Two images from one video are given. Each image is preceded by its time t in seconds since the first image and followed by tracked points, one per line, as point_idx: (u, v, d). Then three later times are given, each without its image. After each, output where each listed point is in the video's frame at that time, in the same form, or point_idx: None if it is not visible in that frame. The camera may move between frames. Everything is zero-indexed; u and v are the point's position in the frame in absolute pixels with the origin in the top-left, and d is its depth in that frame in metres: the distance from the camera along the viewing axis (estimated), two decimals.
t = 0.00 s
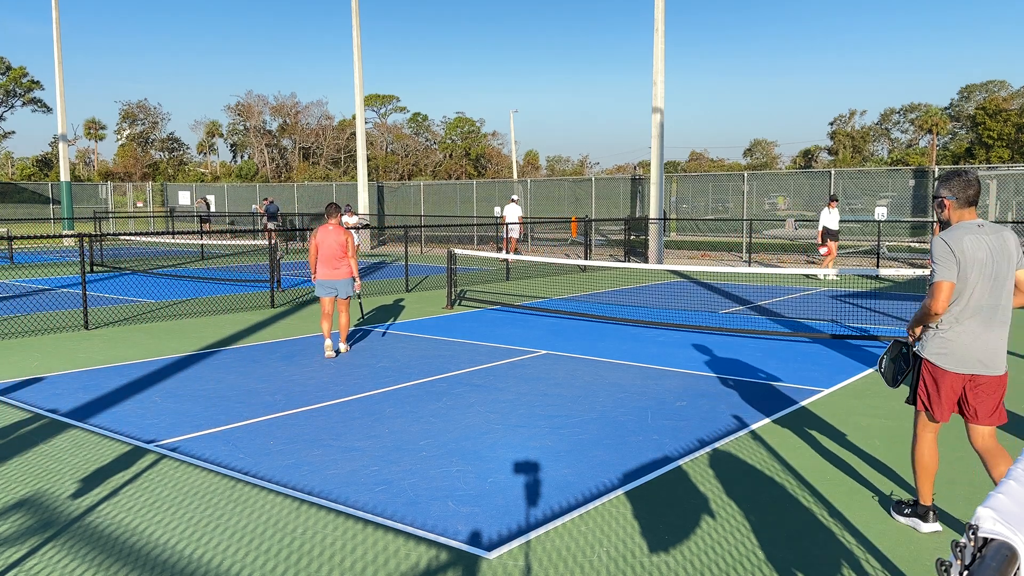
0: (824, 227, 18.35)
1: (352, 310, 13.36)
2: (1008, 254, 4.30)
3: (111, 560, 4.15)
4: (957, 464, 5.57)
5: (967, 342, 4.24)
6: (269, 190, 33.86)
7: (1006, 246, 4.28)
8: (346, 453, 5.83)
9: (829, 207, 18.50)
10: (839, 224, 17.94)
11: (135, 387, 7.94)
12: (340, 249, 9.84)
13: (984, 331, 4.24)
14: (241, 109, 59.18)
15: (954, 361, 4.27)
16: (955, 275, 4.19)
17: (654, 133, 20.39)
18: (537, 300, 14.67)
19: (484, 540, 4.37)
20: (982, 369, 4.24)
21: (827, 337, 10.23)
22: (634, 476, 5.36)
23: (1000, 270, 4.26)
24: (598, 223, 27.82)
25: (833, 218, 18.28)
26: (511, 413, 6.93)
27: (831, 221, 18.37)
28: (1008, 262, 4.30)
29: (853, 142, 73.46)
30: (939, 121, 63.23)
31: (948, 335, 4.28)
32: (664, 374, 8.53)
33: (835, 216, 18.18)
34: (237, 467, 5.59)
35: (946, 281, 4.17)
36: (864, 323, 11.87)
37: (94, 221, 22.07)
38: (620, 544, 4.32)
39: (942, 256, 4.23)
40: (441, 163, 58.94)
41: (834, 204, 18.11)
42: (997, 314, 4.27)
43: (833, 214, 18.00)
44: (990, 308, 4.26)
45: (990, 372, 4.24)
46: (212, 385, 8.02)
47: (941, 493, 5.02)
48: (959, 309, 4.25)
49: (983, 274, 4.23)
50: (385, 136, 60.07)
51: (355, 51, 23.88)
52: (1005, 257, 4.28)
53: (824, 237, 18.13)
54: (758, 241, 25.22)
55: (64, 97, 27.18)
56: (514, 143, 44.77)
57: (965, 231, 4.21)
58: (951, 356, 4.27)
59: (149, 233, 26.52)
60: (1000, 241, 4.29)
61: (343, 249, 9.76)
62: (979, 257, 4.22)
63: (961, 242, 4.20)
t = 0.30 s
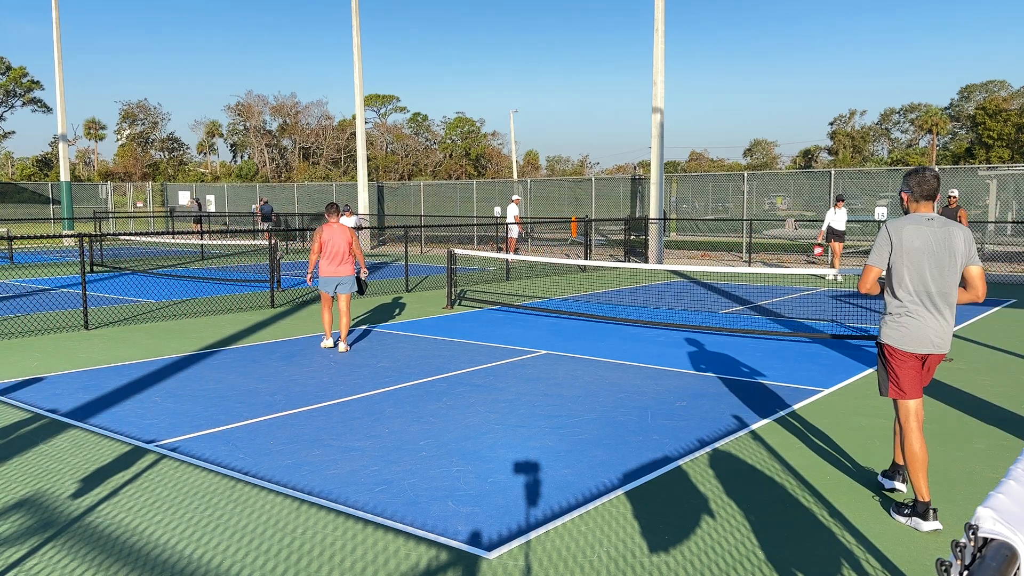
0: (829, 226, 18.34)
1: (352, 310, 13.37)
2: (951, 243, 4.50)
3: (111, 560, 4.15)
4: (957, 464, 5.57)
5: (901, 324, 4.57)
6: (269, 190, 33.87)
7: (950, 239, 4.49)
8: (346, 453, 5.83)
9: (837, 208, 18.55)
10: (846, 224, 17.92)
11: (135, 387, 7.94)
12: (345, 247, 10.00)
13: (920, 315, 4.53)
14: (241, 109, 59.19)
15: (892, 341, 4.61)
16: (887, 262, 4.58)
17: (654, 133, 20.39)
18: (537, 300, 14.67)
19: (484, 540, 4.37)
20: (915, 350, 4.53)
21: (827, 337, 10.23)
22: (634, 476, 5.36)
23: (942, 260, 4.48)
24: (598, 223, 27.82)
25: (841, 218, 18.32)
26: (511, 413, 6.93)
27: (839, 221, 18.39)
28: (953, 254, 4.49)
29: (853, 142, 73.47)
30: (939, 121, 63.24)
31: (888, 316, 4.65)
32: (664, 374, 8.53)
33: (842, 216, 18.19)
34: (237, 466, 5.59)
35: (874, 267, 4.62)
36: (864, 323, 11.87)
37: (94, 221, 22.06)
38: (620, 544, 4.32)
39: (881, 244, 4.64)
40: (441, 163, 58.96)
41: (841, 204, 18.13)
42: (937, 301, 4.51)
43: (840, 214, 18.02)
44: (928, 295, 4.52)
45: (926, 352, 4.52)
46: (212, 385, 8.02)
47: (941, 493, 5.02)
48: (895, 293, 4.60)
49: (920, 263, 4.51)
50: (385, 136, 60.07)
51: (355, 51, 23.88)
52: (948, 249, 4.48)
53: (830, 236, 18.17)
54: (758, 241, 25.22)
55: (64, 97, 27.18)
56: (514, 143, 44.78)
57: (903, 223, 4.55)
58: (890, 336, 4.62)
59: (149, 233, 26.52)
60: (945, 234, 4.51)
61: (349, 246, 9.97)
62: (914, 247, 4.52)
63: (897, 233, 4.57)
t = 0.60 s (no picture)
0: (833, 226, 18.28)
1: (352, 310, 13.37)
2: (912, 247, 4.93)
3: (111, 560, 4.15)
4: (958, 464, 5.57)
5: (862, 318, 4.98)
6: (269, 190, 33.88)
7: (911, 242, 4.92)
8: (346, 453, 5.83)
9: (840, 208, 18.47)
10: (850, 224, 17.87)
11: (135, 387, 7.94)
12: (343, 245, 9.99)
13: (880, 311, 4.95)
14: (241, 109, 59.19)
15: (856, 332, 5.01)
16: (854, 260, 4.98)
17: (654, 133, 20.39)
18: (537, 300, 14.67)
19: (484, 540, 4.37)
20: (872, 342, 4.98)
21: (827, 338, 10.22)
22: (634, 476, 5.36)
23: (902, 261, 4.91)
24: (598, 223, 27.83)
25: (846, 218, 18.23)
26: (511, 413, 6.93)
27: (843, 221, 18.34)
28: (912, 255, 4.91)
29: (853, 142, 73.47)
30: (939, 121, 63.24)
31: (851, 310, 5.05)
32: (664, 374, 8.53)
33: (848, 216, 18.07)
34: (237, 466, 5.59)
35: (844, 265, 4.99)
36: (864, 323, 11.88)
37: (94, 221, 22.04)
38: (620, 544, 4.32)
39: (850, 244, 5.03)
40: (441, 163, 58.96)
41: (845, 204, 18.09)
42: (895, 298, 4.95)
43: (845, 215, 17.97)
44: (888, 292, 4.95)
45: (883, 344, 4.97)
46: (212, 385, 8.02)
47: (940, 493, 5.03)
48: (861, 289, 4.99)
49: (883, 262, 4.92)
50: (385, 136, 60.09)
51: (355, 51, 23.88)
52: (909, 250, 4.91)
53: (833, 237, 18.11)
54: (758, 241, 25.21)
55: (64, 97, 27.18)
56: (514, 143, 44.76)
57: (870, 225, 4.94)
58: (855, 330, 5.02)
59: (149, 233, 26.52)
60: (907, 236, 4.93)
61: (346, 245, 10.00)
62: (880, 248, 4.93)
63: (864, 233, 4.96)
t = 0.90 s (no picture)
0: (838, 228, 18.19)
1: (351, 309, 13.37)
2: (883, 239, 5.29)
3: (111, 560, 4.15)
4: (957, 464, 5.57)
5: (843, 310, 5.27)
6: (269, 190, 33.88)
7: (882, 235, 5.27)
8: (346, 453, 5.82)
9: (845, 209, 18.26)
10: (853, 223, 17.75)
11: (135, 387, 7.94)
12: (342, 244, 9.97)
13: (860, 301, 5.25)
14: (241, 109, 59.18)
15: (840, 323, 5.30)
16: (835, 255, 5.25)
17: (654, 133, 20.40)
18: (537, 300, 14.67)
19: (484, 540, 4.37)
20: (853, 330, 5.28)
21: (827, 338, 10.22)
22: (634, 476, 5.36)
23: (877, 253, 5.24)
24: (598, 223, 27.83)
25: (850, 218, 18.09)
26: (511, 413, 6.93)
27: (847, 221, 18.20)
28: (884, 247, 5.27)
29: (853, 142, 73.47)
30: (939, 121, 63.23)
31: (829, 302, 5.33)
32: (665, 374, 8.53)
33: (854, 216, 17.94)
34: (237, 466, 5.59)
35: (828, 262, 5.25)
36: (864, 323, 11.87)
37: (94, 221, 22.01)
38: (620, 544, 4.32)
39: (828, 242, 5.29)
40: (441, 163, 58.95)
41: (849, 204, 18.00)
42: (873, 289, 5.28)
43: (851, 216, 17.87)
44: (865, 283, 5.27)
45: (864, 334, 5.26)
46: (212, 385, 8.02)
47: (939, 493, 5.03)
48: (843, 282, 5.28)
49: (861, 255, 5.23)
50: (385, 136, 60.08)
51: (355, 51, 23.88)
52: (880, 242, 5.27)
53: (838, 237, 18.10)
54: (758, 240, 25.21)
55: (64, 97, 27.19)
56: (514, 144, 44.75)
57: (847, 221, 5.22)
58: (840, 321, 5.30)
59: (149, 233, 26.52)
60: (877, 230, 5.28)
61: (347, 244, 10.00)
62: (858, 242, 5.23)
63: (841, 229, 5.24)
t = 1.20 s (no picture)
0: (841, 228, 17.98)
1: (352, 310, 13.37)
2: (842, 238, 5.74)
3: (111, 560, 4.15)
4: (957, 464, 5.57)
5: (802, 302, 5.75)
6: (269, 190, 33.88)
7: (840, 234, 5.73)
8: (346, 453, 5.82)
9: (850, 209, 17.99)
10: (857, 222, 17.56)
11: (135, 387, 7.94)
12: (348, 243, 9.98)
13: (818, 295, 5.72)
14: (241, 109, 59.18)
15: (802, 315, 5.78)
16: (794, 253, 5.76)
17: (654, 133, 20.40)
18: (536, 300, 14.67)
19: (484, 540, 4.37)
20: (811, 321, 5.75)
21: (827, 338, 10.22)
22: (634, 476, 5.35)
23: (834, 251, 5.70)
24: (598, 223, 27.82)
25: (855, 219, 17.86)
26: (511, 413, 6.93)
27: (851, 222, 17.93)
28: (842, 246, 5.72)
29: (853, 142, 73.46)
30: (939, 121, 63.23)
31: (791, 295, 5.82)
32: (665, 374, 8.53)
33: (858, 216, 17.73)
34: (237, 467, 5.59)
35: (787, 258, 5.75)
36: (864, 323, 11.87)
37: (94, 221, 21.99)
38: (620, 544, 4.32)
39: (790, 241, 5.79)
40: (441, 163, 58.91)
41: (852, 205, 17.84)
42: (833, 283, 5.73)
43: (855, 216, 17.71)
44: (825, 278, 5.72)
45: (823, 324, 5.75)
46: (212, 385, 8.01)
47: (939, 493, 5.03)
48: (803, 277, 5.75)
49: (819, 253, 5.71)
50: (385, 136, 60.07)
51: (355, 51, 23.86)
52: (839, 241, 5.73)
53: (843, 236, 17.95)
54: (758, 240, 25.22)
55: (64, 97, 27.18)
56: (515, 144, 44.74)
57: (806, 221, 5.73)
58: (801, 312, 5.77)
59: (149, 233, 26.50)
60: (837, 230, 5.74)
61: (353, 244, 10.01)
62: (816, 241, 5.72)
63: (800, 228, 5.75)
